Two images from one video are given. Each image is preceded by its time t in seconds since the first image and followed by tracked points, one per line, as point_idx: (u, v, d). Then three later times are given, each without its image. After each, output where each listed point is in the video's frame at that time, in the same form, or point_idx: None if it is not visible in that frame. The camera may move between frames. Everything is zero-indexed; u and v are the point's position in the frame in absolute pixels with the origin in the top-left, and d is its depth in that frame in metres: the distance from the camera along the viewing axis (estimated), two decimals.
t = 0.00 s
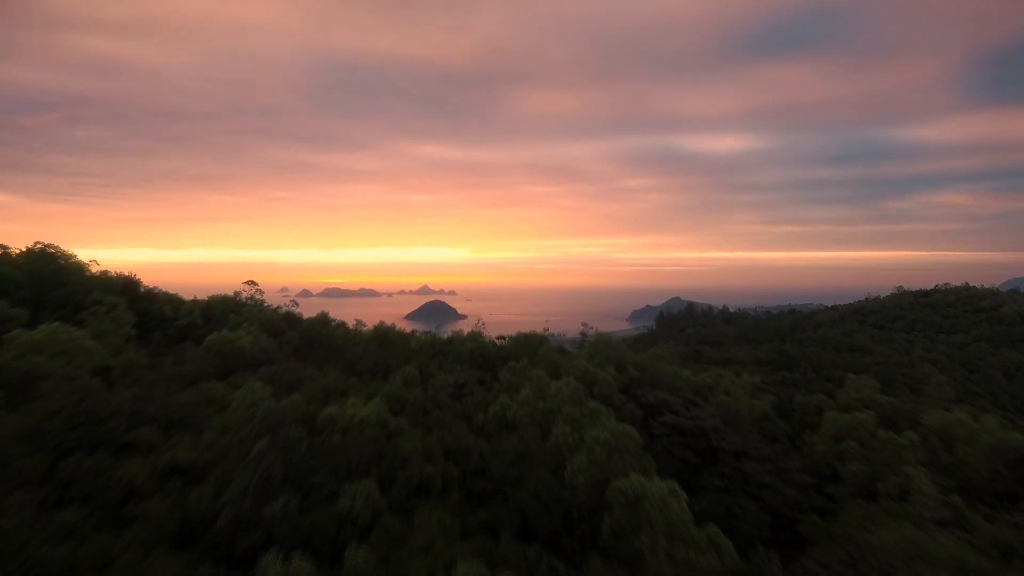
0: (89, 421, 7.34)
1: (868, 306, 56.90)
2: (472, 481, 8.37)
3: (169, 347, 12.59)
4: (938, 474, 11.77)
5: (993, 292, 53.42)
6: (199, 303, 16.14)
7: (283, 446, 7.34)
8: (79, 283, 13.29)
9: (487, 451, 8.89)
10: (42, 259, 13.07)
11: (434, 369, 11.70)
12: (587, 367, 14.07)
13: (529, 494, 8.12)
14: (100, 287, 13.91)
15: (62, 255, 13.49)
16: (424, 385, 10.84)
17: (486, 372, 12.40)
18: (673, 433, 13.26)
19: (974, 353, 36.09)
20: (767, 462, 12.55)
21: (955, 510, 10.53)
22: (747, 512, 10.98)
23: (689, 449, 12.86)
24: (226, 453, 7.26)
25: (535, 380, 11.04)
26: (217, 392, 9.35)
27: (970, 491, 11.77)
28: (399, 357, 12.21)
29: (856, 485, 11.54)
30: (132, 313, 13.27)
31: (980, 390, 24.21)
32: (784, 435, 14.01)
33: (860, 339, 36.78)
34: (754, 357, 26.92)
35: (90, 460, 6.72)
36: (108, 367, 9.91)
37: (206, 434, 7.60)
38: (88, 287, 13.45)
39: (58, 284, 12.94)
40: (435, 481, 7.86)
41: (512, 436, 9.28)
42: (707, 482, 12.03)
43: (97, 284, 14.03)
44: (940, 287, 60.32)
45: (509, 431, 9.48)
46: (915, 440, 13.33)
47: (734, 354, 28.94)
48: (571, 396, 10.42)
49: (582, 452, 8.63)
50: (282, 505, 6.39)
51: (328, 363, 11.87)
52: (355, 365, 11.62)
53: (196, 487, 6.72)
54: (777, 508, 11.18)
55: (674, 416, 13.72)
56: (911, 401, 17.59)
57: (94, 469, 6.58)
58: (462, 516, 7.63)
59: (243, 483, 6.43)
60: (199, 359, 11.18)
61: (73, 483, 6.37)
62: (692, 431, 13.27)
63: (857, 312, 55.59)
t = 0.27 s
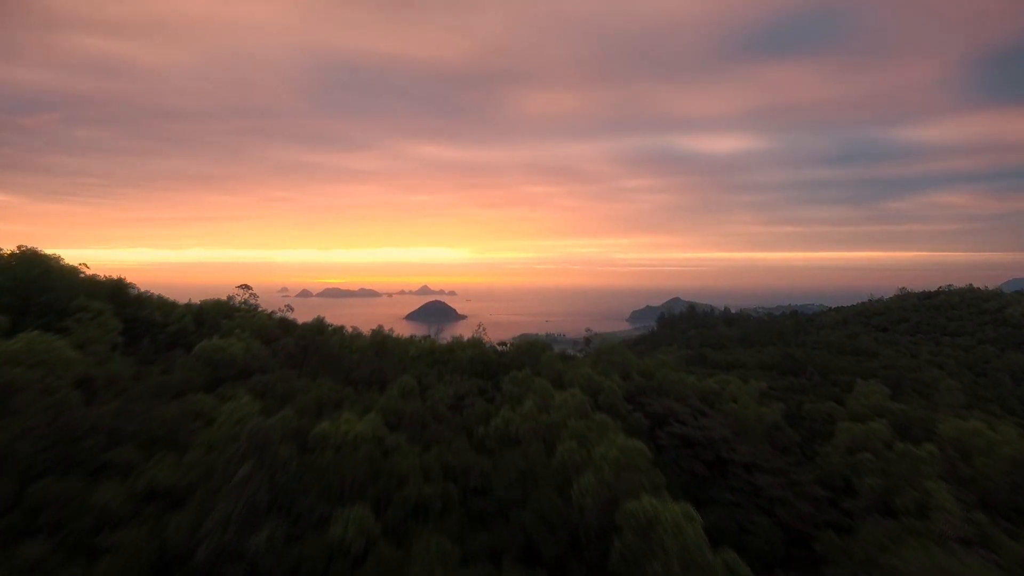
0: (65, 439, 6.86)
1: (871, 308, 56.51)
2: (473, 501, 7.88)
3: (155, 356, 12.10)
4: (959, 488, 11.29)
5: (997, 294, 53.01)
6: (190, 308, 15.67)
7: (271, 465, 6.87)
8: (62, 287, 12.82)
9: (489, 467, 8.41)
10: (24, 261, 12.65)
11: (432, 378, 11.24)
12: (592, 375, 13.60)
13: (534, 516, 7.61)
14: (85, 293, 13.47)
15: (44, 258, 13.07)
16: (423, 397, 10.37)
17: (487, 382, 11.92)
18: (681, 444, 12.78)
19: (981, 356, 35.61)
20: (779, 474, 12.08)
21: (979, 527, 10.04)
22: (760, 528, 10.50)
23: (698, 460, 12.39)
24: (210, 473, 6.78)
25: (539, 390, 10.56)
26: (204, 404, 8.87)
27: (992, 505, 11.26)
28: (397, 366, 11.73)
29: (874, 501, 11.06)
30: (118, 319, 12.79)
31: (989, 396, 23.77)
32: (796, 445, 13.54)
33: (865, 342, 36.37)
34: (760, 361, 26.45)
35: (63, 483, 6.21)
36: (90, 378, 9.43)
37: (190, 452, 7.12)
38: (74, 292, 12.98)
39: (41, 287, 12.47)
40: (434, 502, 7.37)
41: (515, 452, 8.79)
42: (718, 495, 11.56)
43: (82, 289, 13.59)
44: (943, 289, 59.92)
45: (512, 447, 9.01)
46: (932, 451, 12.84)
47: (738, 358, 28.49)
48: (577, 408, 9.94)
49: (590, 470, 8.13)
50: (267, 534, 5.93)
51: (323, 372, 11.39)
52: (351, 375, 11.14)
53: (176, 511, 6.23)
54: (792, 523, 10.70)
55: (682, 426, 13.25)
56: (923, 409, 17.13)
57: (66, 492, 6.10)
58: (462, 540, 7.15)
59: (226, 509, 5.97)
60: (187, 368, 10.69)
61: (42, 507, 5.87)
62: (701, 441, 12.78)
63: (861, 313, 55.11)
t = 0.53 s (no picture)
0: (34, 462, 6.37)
1: (875, 310, 55.95)
2: (474, 526, 7.36)
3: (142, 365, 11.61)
4: (984, 505, 10.75)
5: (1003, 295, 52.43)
6: (181, 314, 15.16)
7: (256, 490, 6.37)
8: (46, 292, 12.33)
9: (491, 488, 7.90)
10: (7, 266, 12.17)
11: (432, 389, 10.74)
12: (598, 384, 13.11)
13: (540, 541, 7.09)
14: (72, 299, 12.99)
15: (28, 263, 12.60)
16: (421, 410, 9.87)
17: (489, 393, 11.43)
18: (690, 456, 12.28)
19: (989, 359, 35.04)
20: (793, 489, 11.58)
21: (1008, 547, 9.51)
22: (775, 547, 9.98)
23: (708, 473, 11.89)
24: (190, 500, 6.28)
25: (544, 403, 10.06)
26: (189, 420, 8.38)
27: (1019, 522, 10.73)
28: (394, 376, 11.22)
29: (894, 518, 10.55)
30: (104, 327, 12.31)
31: (1002, 402, 23.23)
32: (809, 456, 13.03)
33: (871, 345, 35.82)
34: (766, 366, 25.93)
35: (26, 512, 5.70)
36: (69, 390, 8.94)
37: (169, 475, 6.62)
38: (58, 298, 12.47)
39: (24, 292, 11.97)
40: (432, 527, 6.87)
41: (518, 471, 8.28)
42: (730, 510, 11.06)
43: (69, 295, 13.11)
44: (948, 290, 59.38)
45: (516, 465, 8.50)
46: (953, 464, 12.31)
47: (744, 362, 27.97)
48: (583, 422, 9.44)
49: (598, 492, 7.61)
50: (249, 571, 5.43)
51: (317, 383, 10.88)
52: (346, 386, 10.63)
53: (151, 544, 5.72)
54: (808, 541, 10.20)
55: (691, 437, 12.75)
56: (938, 417, 16.61)
57: (30, 524, 5.59)
58: (462, 569, 6.63)
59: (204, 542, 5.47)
60: (173, 379, 10.18)
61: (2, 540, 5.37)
62: (711, 454, 12.29)
63: (864, 315, 54.57)
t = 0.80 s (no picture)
0: None
1: (878, 311, 55.53)
2: (476, 553, 6.84)
3: (127, 376, 11.11)
4: (1011, 522, 10.22)
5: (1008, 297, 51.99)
6: (172, 319, 14.68)
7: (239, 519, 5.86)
8: (28, 299, 11.85)
9: (493, 511, 7.39)
10: None
11: (431, 401, 10.24)
12: (604, 393, 12.62)
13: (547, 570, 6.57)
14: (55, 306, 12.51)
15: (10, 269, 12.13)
16: (420, 425, 9.37)
17: (491, 406, 10.92)
18: (700, 470, 11.78)
19: (996, 361, 34.58)
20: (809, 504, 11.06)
21: None
22: (793, 566, 9.46)
23: (719, 487, 11.39)
24: (167, 529, 5.77)
25: (549, 417, 9.57)
26: (173, 438, 7.89)
27: None
28: (392, 387, 10.74)
29: (916, 536, 10.03)
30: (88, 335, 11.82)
31: (1014, 407, 22.76)
32: (824, 468, 12.52)
33: (876, 348, 35.37)
34: (773, 370, 25.38)
35: None
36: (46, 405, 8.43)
37: (145, 502, 6.12)
38: (41, 305, 11.97)
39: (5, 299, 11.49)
40: (431, 555, 6.35)
41: (523, 492, 7.77)
42: (743, 527, 10.54)
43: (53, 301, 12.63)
44: (952, 291, 58.97)
45: (520, 485, 8.01)
46: (975, 478, 11.79)
47: (749, 367, 27.49)
48: (591, 438, 8.93)
49: (609, 516, 7.10)
50: None
51: (310, 395, 10.40)
52: (341, 398, 10.15)
53: None
54: (827, 560, 9.69)
55: (700, 450, 12.25)
56: (954, 427, 16.11)
57: None
58: None
59: None
60: (158, 390, 9.68)
61: None
62: (722, 467, 11.78)
63: (868, 317, 53.95)
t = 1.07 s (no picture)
0: None
1: (882, 313, 55.02)
2: None
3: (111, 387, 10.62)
4: None
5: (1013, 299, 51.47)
6: (161, 326, 14.18)
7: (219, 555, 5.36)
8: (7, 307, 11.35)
9: (497, 537, 6.87)
10: None
11: (430, 415, 9.72)
12: (611, 404, 12.11)
13: None
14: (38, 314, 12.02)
15: None
16: (419, 441, 8.85)
17: (493, 419, 10.40)
18: (711, 485, 11.26)
19: (1003, 365, 34.07)
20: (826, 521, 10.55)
21: None
22: None
23: (732, 503, 10.87)
24: (139, 566, 5.27)
25: (555, 433, 9.06)
26: (154, 459, 7.39)
27: None
28: (389, 399, 10.24)
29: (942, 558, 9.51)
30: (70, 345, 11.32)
31: None
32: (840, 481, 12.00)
33: (882, 351, 34.85)
34: (780, 375, 24.87)
35: None
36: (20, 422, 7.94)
37: (117, 535, 5.61)
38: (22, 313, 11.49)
39: None
40: None
41: (528, 516, 7.26)
42: (758, 546, 10.03)
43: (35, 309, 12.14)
44: (956, 293, 58.46)
45: (526, 508, 7.50)
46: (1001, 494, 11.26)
47: (754, 371, 26.98)
48: (600, 457, 8.42)
49: (622, 545, 6.58)
50: None
51: (303, 409, 9.90)
52: (335, 411, 9.64)
53: None
54: None
55: (712, 463, 11.74)
56: (971, 437, 15.58)
57: None
58: None
59: None
60: (142, 404, 9.18)
61: None
62: (734, 481, 11.27)
63: (872, 319, 53.40)
